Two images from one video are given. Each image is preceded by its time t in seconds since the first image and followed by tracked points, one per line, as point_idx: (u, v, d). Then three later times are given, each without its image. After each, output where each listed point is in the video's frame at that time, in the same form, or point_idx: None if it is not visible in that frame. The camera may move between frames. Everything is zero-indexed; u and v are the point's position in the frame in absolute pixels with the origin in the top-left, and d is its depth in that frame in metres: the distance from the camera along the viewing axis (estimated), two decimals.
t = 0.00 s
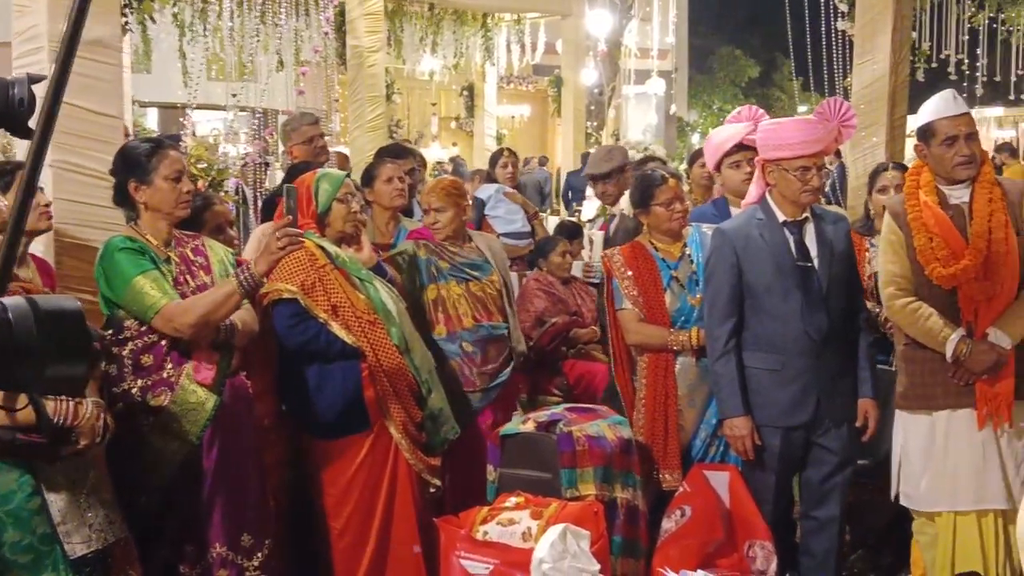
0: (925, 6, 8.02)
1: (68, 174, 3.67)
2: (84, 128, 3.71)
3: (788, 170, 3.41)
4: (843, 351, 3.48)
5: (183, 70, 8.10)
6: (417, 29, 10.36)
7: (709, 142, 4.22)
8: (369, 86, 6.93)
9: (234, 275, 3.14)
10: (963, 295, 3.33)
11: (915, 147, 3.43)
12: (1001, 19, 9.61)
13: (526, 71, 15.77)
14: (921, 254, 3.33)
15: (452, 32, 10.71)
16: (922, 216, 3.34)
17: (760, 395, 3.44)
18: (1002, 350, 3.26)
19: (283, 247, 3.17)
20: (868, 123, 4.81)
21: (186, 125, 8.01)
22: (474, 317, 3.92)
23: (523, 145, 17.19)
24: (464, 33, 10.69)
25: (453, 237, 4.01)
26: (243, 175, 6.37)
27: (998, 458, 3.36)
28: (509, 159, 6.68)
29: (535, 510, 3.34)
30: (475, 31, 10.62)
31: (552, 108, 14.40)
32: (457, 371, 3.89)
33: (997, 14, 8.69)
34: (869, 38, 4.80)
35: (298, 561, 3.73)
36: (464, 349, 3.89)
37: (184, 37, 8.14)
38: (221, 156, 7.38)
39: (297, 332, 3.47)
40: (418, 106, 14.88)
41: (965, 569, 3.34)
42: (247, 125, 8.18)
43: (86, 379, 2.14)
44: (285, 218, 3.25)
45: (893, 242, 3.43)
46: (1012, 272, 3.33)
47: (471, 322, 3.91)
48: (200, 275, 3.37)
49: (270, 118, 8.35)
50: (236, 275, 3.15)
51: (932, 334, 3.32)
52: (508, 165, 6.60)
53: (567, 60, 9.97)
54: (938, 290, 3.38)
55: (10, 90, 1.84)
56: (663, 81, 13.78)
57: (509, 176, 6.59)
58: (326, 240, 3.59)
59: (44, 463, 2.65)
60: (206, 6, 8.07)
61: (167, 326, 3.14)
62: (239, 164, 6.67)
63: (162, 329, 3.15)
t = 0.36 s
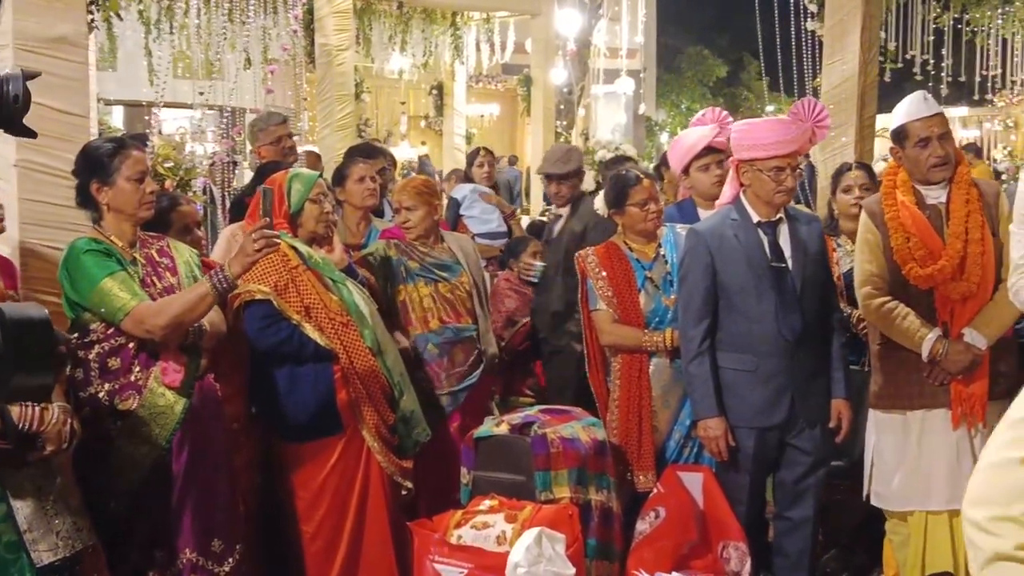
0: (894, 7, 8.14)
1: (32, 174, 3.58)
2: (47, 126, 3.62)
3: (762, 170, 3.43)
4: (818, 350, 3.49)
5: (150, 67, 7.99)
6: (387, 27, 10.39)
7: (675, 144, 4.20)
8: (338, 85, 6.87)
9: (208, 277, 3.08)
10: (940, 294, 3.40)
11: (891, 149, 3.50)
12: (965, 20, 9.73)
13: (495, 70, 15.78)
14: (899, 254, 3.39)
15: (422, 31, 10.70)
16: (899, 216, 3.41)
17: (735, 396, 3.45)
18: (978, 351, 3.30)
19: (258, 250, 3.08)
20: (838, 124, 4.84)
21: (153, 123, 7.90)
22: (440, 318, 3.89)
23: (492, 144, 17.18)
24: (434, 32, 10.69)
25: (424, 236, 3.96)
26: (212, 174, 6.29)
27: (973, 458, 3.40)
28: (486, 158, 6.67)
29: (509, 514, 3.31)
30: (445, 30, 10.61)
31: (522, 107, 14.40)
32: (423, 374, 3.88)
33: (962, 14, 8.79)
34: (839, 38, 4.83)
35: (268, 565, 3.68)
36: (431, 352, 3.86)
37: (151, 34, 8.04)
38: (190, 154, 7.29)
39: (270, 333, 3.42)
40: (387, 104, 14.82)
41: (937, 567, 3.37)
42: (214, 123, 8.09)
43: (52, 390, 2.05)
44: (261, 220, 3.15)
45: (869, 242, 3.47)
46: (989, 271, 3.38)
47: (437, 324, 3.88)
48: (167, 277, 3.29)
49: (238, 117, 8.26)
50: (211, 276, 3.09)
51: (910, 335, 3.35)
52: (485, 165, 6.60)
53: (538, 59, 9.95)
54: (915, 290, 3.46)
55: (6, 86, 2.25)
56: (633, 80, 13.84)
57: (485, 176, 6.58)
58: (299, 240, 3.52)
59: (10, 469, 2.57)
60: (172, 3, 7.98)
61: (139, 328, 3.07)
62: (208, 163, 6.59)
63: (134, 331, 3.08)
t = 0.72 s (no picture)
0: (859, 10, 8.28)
1: None
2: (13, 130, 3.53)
3: (735, 174, 3.45)
4: (787, 355, 3.54)
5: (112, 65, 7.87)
6: (352, 26, 10.38)
7: (634, 151, 4.21)
8: (303, 85, 6.79)
9: (175, 285, 3.04)
10: (910, 298, 3.45)
11: (866, 154, 3.57)
12: (923, 21, 9.88)
13: (458, 69, 15.77)
14: (870, 257, 3.48)
15: (387, 30, 10.69)
16: (872, 220, 3.50)
17: (707, 400, 3.47)
18: (947, 355, 3.35)
19: (228, 257, 3.10)
20: (804, 127, 4.88)
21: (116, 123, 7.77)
22: (410, 325, 3.88)
23: (455, 143, 17.16)
24: (398, 31, 10.67)
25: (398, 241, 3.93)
26: (178, 177, 6.20)
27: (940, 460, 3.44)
28: (456, 161, 6.67)
29: (483, 521, 3.32)
30: (409, 29, 10.59)
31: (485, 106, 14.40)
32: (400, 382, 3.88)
33: (921, 17, 8.92)
34: (804, 42, 4.88)
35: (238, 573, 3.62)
36: (401, 360, 3.87)
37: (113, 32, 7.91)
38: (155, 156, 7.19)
39: (241, 340, 3.35)
40: (350, 103, 14.74)
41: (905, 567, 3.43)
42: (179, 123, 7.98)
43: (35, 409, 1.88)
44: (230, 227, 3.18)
45: (843, 245, 3.57)
46: (960, 275, 3.43)
47: (407, 331, 3.87)
48: (131, 284, 3.20)
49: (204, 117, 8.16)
50: (177, 285, 3.05)
51: (880, 336, 3.42)
52: (455, 167, 6.61)
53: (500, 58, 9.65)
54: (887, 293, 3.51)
55: None
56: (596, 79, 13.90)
57: (456, 178, 6.58)
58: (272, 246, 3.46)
59: None
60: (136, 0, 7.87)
61: (103, 338, 3.00)
62: (175, 165, 6.50)
63: (98, 341, 3.00)
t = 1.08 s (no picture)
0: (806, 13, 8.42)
1: None
2: None
3: (689, 176, 3.48)
4: (741, 356, 3.59)
5: (55, 64, 7.70)
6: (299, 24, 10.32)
7: (584, 151, 4.27)
8: (252, 83, 6.68)
9: (116, 291, 2.91)
10: (856, 297, 3.52)
11: (819, 155, 3.60)
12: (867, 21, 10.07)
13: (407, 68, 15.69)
14: (819, 257, 3.55)
15: (335, 28, 10.64)
16: (821, 220, 3.58)
17: (662, 402, 3.50)
18: (891, 354, 3.42)
19: (171, 264, 2.91)
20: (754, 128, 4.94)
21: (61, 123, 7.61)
22: (376, 326, 4.00)
23: (403, 142, 17.10)
24: (347, 29, 10.63)
25: (351, 246, 4.09)
26: (127, 179, 6.09)
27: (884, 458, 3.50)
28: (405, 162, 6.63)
29: (441, 526, 3.30)
30: (358, 28, 10.53)
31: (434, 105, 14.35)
32: (360, 387, 3.96)
33: (866, 18, 9.09)
34: (754, 44, 4.93)
35: None
36: (367, 362, 3.97)
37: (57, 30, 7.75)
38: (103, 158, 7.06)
39: (201, 342, 3.30)
40: (298, 101, 14.62)
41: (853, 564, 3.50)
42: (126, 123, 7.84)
43: None
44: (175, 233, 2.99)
45: (793, 245, 3.62)
46: (905, 275, 3.51)
47: (372, 332, 3.98)
48: (70, 290, 3.17)
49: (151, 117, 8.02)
50: (118, 290, 2.91)
51: (826, 334, 3.49)
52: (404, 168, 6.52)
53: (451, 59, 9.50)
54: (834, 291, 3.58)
55: None
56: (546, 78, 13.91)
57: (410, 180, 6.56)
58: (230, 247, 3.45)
59: None
60: None
61: (44, 348, 2.90)
62: (124, 167, 6.39)
63: (38, 351, 2.91)
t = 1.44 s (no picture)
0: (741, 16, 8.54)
1: None
2: None
3: (628, 177, 3.52)
4: (680, 354, 3.64)
5: None
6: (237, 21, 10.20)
7: (544, 147, 4.26)
8: (189, 81, 6.59)
9: (42, 298, 3.03)
10: (786, 297, 3.60)
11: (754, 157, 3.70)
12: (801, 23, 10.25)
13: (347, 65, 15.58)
14: (750, 257, 3.64)
15: (273, 26, 10.55)
16: (753, 221, 3.66)
17: (602, 401, 3.53)
18: (818, 352, 3.51)
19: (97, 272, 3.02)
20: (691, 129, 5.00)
21: None
22: (320, 326, 4.01)
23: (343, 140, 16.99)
24: (285, 27, 10.54)
25: (287, 245, 4.07)
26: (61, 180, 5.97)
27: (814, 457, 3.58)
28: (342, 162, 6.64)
29: (381, 526, 3.31)
30: (297, 25, 10.44)
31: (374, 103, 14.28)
32: (304, 387, 3.96)
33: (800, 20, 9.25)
34: (691, 46, 5.00)
35: None
36: (313, 363, 3.97)
37: None
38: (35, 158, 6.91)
39: (139, 342, 3.34)
40: (236, 99, 14.44)
41: (786, 558, 3.58)
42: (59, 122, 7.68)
43: None
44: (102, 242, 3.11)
45: (727, 247, 3.71)
46: (835, 275, 3.58)
47: (317, 333, 3.99)
48: None
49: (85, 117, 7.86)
50: (45, 298, 3.03)
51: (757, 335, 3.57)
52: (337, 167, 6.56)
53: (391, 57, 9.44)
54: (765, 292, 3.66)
55: None
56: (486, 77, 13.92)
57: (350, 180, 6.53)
58: (173, 248, 3.50)
59: None
60: None
61: None
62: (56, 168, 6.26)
63: None
